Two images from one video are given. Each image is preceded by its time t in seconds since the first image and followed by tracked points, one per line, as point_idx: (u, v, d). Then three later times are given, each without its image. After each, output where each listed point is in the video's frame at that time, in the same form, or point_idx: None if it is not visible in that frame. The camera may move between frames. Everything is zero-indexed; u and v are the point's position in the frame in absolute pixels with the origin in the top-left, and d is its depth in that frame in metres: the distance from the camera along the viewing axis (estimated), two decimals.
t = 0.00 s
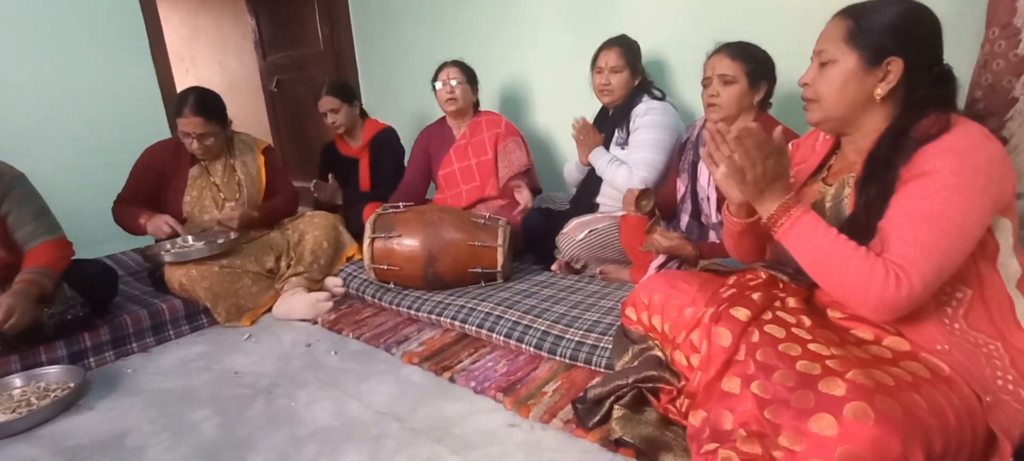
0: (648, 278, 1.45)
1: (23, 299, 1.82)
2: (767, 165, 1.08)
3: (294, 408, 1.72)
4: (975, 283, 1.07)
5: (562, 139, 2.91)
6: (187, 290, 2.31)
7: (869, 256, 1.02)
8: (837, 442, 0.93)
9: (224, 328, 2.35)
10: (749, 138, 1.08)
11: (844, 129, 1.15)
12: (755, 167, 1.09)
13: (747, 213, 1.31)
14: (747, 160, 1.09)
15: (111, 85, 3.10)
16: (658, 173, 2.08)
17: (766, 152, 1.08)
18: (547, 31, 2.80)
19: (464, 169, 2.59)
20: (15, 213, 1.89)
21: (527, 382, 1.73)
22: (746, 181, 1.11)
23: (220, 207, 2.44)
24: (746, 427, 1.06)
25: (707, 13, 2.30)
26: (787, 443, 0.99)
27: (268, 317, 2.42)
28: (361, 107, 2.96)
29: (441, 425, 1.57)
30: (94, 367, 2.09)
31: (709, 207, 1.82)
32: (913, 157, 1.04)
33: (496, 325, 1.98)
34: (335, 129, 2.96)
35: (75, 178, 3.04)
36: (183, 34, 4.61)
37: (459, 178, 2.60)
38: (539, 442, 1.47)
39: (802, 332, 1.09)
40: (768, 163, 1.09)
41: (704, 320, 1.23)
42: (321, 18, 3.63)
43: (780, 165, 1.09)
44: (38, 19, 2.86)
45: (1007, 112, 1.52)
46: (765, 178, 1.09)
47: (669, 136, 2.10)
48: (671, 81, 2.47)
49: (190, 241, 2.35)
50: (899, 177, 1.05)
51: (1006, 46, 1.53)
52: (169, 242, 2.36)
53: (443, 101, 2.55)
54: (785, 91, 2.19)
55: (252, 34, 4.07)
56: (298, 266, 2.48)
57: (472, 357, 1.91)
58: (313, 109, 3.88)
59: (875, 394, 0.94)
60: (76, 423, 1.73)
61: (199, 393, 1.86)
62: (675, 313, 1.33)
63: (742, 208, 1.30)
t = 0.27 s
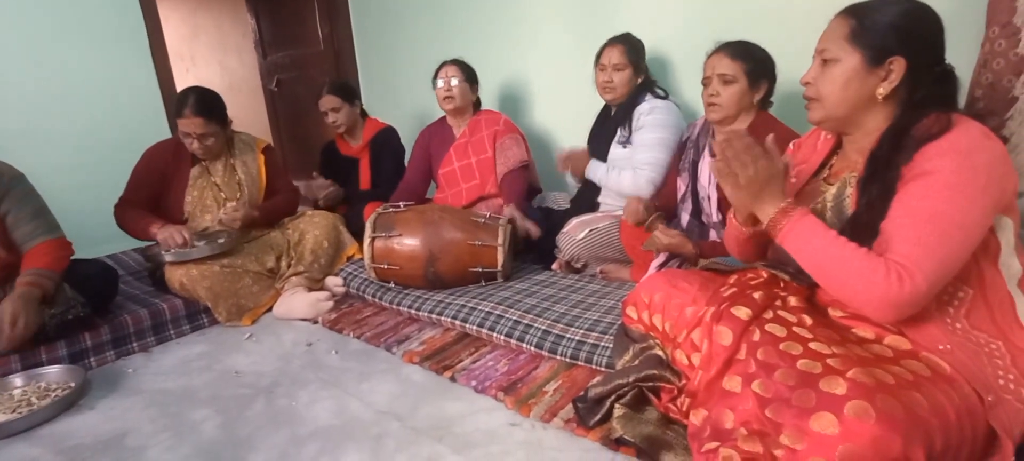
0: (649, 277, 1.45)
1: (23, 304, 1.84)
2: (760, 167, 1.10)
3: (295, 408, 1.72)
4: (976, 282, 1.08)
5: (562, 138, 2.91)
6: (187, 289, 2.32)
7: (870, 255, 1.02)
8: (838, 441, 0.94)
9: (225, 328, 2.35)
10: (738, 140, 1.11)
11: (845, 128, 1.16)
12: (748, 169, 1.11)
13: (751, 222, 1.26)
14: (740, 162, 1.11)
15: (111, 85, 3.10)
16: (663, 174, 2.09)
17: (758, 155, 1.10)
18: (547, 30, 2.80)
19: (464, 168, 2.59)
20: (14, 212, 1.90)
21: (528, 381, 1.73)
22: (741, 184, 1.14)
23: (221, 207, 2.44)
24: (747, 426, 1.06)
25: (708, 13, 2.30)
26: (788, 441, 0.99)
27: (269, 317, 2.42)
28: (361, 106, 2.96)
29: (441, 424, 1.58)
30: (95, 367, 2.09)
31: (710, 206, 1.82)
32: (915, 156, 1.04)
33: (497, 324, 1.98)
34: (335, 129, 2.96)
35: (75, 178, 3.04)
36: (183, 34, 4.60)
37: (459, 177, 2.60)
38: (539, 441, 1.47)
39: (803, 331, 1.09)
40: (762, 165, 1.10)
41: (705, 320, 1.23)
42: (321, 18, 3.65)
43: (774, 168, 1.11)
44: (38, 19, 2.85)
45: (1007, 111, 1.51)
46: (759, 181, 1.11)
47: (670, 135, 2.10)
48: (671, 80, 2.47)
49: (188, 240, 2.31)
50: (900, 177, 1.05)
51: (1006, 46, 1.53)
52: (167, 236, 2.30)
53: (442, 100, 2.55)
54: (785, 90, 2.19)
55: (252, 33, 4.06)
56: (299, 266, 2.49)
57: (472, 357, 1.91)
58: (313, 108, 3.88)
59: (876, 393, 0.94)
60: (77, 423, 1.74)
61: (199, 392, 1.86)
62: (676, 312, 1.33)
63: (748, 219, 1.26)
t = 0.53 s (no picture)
0: (650, 277, 1.45)
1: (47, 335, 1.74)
2: (759, 165, 1.11)
3: (297, 407, 1.72)
4: (978, 282, 1.07)
5: (563, 138, 2.92)
6: (189, 289, 2.32)
7: (872, 255, 1.02)
8: (840, 441, 0.94)
9: (227, 328, 2.36)
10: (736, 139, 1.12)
11: (848, 127, 1.15)
12: (746, 168, 1.12)
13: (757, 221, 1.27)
14: (739, 160, 1.12)
15: (113, 85, 3.10)
16: (664, 173, 2.10)
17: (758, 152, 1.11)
18: (548, 30, 2.80)
19: (467, 168, 2.59)
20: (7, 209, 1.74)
21: (529, 381, 1.73)
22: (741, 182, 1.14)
23: (222, 207, 2.44)
24: (749, 426, 1.06)
25: (709, 12, 2.30)
26: (789, 441, 0.99)
27: (271, 316, 2.42)
28: (363, 106, 2.96)
29: (443, 424, 1.58)
30: (97, 367, 2.10)
31: (712, 206, 1.82)
32: (918, 156, 1.04)
33: (499, 324, 1.98)
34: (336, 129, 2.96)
35: (77, 177, 3.04)
36: (185, 33, 4.63)
37: (462, 176, 2.60)
38: (541, 440, 1.47)
39: (805, 331, 1.09)
40: (763, 163, 1.11)
41: (707, 320, 1.23)
42: (323, 18, 3.63)
43: (773, 166, 1.11)
44: (41, 19, 2.86)
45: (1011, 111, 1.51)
46: (760, 178, 1.12)
47: (671, 135, 2.10)
48: (673, 80, 2.47)
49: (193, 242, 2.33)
50: (903, 177, 1.05)
51: (1008, 45, 1.53)
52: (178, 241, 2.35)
53: (443, 100, 2.55)
54: (786, 89, 2.19)
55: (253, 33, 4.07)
56: (300, 266, 2.49)
57: (474, 356, 1.91)
58: (315, 108, 3.89)
59: (877, 393, 0.94)
60: (80, 422, 1.74)
61: (202, 392, 1.86)
62: (678, 312, 1.33)
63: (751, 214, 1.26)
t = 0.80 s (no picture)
0: (651, 276, 1.45)
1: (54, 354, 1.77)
2: (779, 165, 1.09)
3: (299, 407, 1.72)
4: (980, 282, 1.07)
5: (565, 138, 2.92)
6: (191, 289, 2.32)
7: (874, 254, 1.02)
8: (842, 440, 0.94)
9: (229, 327, 2.36)
10: (764, 136, 1.07)
11: (850, 127, 1.15)
12: (766, 166, 1.09)
13: (754, 213, 1.30)
14: (760, 157, 1.09)
15: (115, 85, 3.11)
16: (661, 171, 2.08)
17: (779, 152, 1.08)
18: (549, 29, 2.81)
19: (469, 168, 2.59)
20: None
21: (531, 380, 1.73)
22: (757, 180, 1.11)
23: (224, 207, 2.44)
24: (751, 425, 1.06)
25: (710, 11, 2.30)
26: (791, 441, 0.99)
27: (273, 316, 2.42)
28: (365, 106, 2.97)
29: (445, 423, 1.58)
30: (100, 367, 2.10)
31: (714, 205, 1.82)
32: (919, 156, 1.05)
33: (500, 324, 1.98)
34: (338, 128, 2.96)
35: (78, 177, 3.05)
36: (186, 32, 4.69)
37: (464, 177, 2.61)
38: (543, 440, 1.48)
39: (807, 330, 1.09)
40: (780, 163, 1.09)
41: (708, 319, 1.23)
42: (323, 19, 3.64)
43: (790, 165, 1.10)
44: (43, 19, 2.87)
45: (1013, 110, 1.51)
46: (774, 178, 1.10)
47: (672, 134, 2.10)
48: (674, 79, 2.48)
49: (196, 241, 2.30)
50: (904, 176, 1.05)
51: (1010, 44, 1.53)
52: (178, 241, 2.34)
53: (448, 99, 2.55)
54: (788, 88, 2.19)
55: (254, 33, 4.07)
56: (301, 266, 2.49)
57: (476, 356, 1.92)
58: (316, 108, 3.89)
59: (879, 392, 0.94)
60: (84, 422, 1.74)
61: (204, 392, 1.86)
62: (679, 311, 1.33)
63: (750, 207, 1.29)
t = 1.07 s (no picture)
0: (660, 276, 1.44)
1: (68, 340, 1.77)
2: (784, 161, 1.08)
3: (309, 405, 1.73)
4: (994, 281, 1.06)
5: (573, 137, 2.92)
6: (202, 288, 2.34)
7: (886, 253, 1.01)
8: (853, 441, 0.93)
9: (240, 326, 2.38)
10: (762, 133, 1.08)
11: (860, 125, 1.14)
12: (770, 164, 1.08)
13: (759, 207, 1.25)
14: (763, 154, 1.08)
15: (126, 86, 3.13)
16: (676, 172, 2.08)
17: (782, 148, 1.08)
18: (558, 28, 2.80)
19: (478, 168, 2.59)
20: (10, 213, 1.76)
21: (539, 380, 1.73)
22: (762, 178, 1.10)
23: (235, 207, 2.46)
24: (761, 426, 1.05)
25: (719, 9, 2.29)
26: (802, 441, 0.98)
27: (283, 316, 2.43)
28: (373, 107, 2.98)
29: (454, 422, 1.58)
30: (113, 365, 2.12)
31: (723, 205, 1.81)
32: (931, 153, 1.03)
33: (509, 324, 1.98)
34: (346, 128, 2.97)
35: (90, 177, 3.07)
36: (195, 34, 4.64)
37: (473, 177, 2.60)
38: (551, 439, 1.47)
39: (818, 330, 1.08)
40: (785, 159, 1.08)
41: (718, 319, 1.22)
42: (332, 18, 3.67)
43: (796, 161, 1.08)
44: (55, 21, 2.90)
45: None
46: (782, 175, 1.08)
47: (681, 133, 2.09)
48: (683, 78, 2.47)
49: (207, 240, 2.30)
50: (916, 174, 1.04)
51: None
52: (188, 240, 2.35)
53: (457, 100, 2.55)
54: (798, 86, 2.17)
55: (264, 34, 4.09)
56: (311, 266, 2.50)
57: (484, 355, 1.92)
58: (325, 108, 3.91)
59: (892, 393, 0.93)
60: (97, 419, 1.76)
61: (215, 390, 1.87)
62: (688, 311, 1.32)
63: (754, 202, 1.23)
